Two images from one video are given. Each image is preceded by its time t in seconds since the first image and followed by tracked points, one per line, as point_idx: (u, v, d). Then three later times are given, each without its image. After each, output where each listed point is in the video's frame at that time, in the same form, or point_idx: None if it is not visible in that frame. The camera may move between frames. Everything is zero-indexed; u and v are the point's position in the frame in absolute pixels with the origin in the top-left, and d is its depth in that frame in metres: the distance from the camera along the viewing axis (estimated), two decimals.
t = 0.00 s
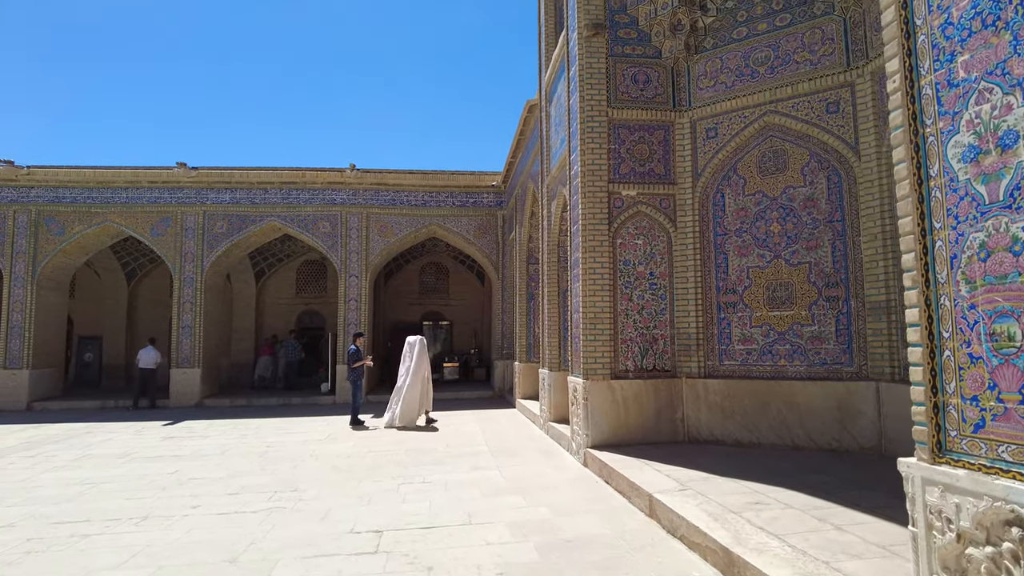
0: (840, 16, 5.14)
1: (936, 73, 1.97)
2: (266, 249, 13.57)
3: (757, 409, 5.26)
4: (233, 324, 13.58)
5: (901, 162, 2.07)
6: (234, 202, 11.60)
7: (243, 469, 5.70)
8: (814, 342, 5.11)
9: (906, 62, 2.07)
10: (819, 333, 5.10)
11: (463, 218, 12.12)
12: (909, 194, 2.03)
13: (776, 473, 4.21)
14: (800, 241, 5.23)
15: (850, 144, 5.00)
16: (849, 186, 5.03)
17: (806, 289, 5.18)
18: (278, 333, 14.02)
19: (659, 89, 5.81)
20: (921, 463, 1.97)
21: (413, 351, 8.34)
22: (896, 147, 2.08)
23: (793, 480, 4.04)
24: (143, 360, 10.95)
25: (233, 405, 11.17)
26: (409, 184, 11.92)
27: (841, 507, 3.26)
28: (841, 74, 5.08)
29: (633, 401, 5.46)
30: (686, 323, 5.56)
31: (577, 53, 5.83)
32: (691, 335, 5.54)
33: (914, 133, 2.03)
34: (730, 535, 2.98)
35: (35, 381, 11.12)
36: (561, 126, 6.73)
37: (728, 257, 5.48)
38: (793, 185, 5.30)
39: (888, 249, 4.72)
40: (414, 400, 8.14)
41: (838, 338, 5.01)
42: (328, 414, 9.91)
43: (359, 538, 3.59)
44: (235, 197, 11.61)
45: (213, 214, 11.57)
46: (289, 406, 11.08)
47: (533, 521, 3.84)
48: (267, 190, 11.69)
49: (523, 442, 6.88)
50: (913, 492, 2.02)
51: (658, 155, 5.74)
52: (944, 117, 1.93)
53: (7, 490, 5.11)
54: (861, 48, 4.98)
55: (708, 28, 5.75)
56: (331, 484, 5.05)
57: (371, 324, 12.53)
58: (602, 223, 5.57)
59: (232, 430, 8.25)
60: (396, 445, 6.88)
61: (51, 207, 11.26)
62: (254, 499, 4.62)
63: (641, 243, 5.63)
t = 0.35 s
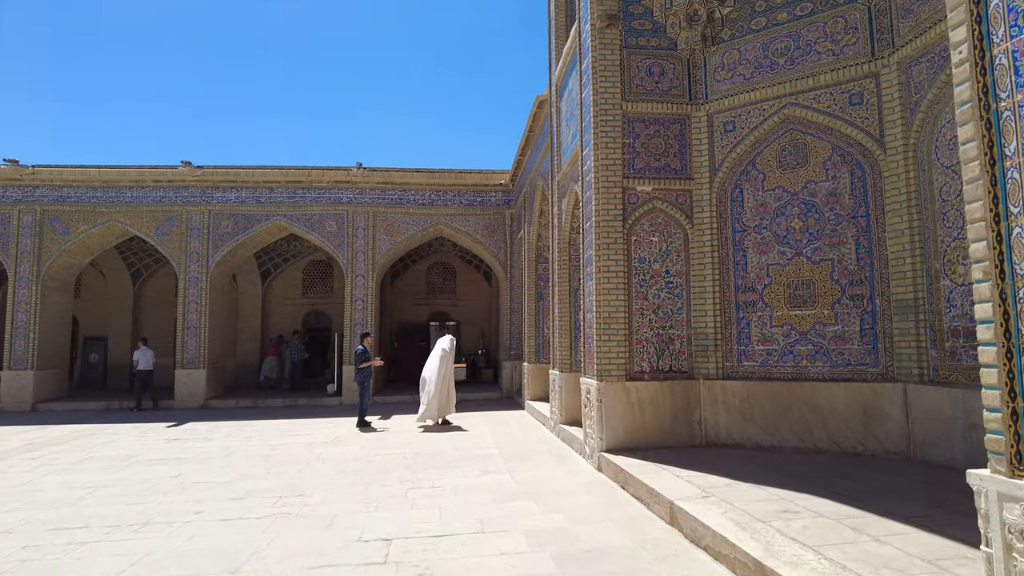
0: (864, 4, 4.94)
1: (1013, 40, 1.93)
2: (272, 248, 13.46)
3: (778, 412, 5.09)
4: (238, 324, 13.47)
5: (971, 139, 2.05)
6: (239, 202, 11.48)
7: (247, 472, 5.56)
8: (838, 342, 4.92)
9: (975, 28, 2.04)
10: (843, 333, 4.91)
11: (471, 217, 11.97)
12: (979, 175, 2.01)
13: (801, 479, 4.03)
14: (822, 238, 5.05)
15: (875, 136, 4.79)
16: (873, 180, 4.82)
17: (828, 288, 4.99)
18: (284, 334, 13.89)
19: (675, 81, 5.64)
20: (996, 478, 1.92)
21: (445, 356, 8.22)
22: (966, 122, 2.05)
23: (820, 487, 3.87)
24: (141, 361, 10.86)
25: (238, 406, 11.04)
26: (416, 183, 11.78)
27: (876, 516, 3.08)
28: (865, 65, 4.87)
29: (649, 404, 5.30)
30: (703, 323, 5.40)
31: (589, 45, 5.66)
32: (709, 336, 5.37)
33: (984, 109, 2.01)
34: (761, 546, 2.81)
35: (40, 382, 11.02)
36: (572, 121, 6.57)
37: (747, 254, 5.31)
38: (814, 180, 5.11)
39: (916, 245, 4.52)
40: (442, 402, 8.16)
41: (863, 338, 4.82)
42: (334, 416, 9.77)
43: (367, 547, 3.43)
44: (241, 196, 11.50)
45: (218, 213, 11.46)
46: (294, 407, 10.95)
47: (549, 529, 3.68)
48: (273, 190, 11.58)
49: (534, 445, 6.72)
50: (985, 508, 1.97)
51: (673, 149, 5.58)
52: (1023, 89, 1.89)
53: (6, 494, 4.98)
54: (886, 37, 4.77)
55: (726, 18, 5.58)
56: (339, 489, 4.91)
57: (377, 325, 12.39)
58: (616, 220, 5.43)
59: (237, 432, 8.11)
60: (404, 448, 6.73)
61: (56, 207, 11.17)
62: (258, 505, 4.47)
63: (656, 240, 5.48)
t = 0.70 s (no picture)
0: None
1: None
2: (274, 248, 13.34)
3: (798, 416, 4.93)
4: (242, 325, 13.34)
5: None
6: (242, 200, 11.36)
7: (250, 476, 5.41)
8: (860, 343, 4.76)
9: None
10: (866, 333, 4.75)
11: (477, 216, 11.83)
12: None
13: (827, 485, 3.87)
14: (843, 235, 4.88)
15: (899, 130, 4.62)
16: (897, 174, 4.65)
17: (850, 287, 4.83)
18: (288, 335, 13.75)
19: (690, 74, 5.51)
20: None
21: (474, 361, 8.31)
22: None
23: (849, 494, 3.70)
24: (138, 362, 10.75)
25: (241, 408, 10.90)
26: (421, 182, 11.63)
27: (914, 527, 2.92)
28: (889, 55, 4.70)
29: (665, 407, 5.17)
30: (720, 323, 5.25)
31: (602, 37, 5.54)
32: (726, 336, 5.23)
33: None
34: (795, 558, 2.65)
35: (40, 384, 10.89)
36: (583, 116, 6.45)
37: (765, 252, 5.17)
38: (835, 175, 4.95)
39: (944, 242, 4.33)
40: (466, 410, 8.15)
41: (887, 338, 4.65)
42: (338, 418, 9.62)
43: (375, 557, 3.28)
44: (244, 195, 11.37)
45: (221, 212, 11.33)
46: (298, 409, 10.80)
47: (565, 538, 3.52)
48: (276, 188, 11.45)
49: (544, 448, 6.56)
50: None
51: (688, 144, 5.45)
52: None
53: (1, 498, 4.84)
54: (911, 26, 4.59)
55: (742, 9, 5.46)
56: (345, 494, 4.76)
57: (382, 326, 12.26)
58: (630, 217, 5.30)
59: (240, 434, 7.96)
60: (411, 451, 6.58)
61: (57, 206, 11.05)
62: (261, 510, 4.32)
63: (671, 238, 5.35)
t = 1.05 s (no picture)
0: None
1: None
2: (275, 248, 13.21)
3: (814, 420, 4.81)
4: (242, 325, 13.21)
5: None
6: (243, 200, 11.22)
7: (251, 481, 5.27)
8: (879, 345, 4.62)
9: None
10: (885, 334, 4.60)
11: (480, 216, 11.69)
12: None
13: (850, 491, 3.73)
14: (862, 233, 4.74)
15: (921, 125, 4.48)
16: (918, 170, 4.50)
17: (869, 286, 4.69)
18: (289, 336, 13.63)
19: (702, 69, 5.38)
20: None
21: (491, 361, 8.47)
22: None
23: (873, 500, 3.57)
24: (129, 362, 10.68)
25: (241, 409, 10.77)
26: (424, 181, 11.50)
27: (949, 538, 2.78)
28: (910, 48, 4.56)
29: (677, 411, 5.07)
30: (734, 323, 5.14)
31: (611, 31, 5.42)
32: (740, 337, 5.12)
33: None
34: (826, 571, 2.51)
35: (38, 385, 10.75)
36: (592, 112, 6.34)
37: (781, 251, 5.05)
38: (853, 172, 4.80)
39: (969, 240, 4.19)
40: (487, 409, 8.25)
41: (907, 339, 4.51)
42: (340, 420, 9.49)
43: (381, 568, 3.13)
44: (245, 194, 11.24)
45: (222, 211, 11.19)
46: (299, 411, 10.67)
47: (579, 547, 3.38)
48: (277, 187, 11.31)
49: (550, 452, 6.43)
50: None
51: (701, 141, 5.33)
52: None
53: None
54: (934, 18, 4.45)
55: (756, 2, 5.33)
56: (348, 500, 4.62)
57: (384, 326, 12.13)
58: (641, 215, 5.18)
59: (241, 437, 7.83)
60: (415, 454, 6.44)
61: (56, 205, 10.92)
62: (262, 517, 4.18)
63: (683, 236, 5.24)
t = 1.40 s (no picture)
0: None
1: None
2: (272, 248, 13.06)
3: (827, 421, 4.70)
4: (239, 326, 13.05)
5: None
6: (239, 198, 11.07)
7: (248, 484, 5.12)
8: (894, 343, 4.50)
9: None
10: (900, 333, 4.48)
11: (480, 215, 11.56)
12: None
13: (869, 496, 3.61)
14: (875, 229, 4.62)
15: (938, 117, 4.35)
16: (934, 165, 4.38)
17: (883, 284, 4.57)
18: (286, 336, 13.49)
19: (711, 61, 5.28)
20: None
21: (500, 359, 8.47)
22: None
23: (895, 504, 3.44)
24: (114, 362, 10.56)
25: (238, 411, 10.61)
26: (423, 179, 11.36)
27: (981, 546, 2.65)
28: (926, 38, 4.43)
29: (685, 411, 4.97)
30: (744, 322, 5.05)
31: (617, 23, 5.32)
32: (750, 336, 5.03)
33: None
34: None
35: (31, 386, 10.57)
36: (596, 106, 6.24)
37: (792, 248, 4.94)
38: (866, 166, 4.69)
39: (987, 236, 4.07)
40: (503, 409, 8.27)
41: (923, 338, 4.39)
42: (338, 421, 9.34)
43: None
44: (242, 193, 11.09)
45: (218, 210, 11.04)
46: (296, 412, 10.52)
47: (589, 554, 3.24)
48: (274, 186, 11.17)
49: (553, 454, 6.30)
50: None
51: (709, 135, 5.23)
52: None
53: None
54: (951, 7, 4.33)
55: None
56: (348, 504, 4.47)
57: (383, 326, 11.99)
58: (648, 211, 5.08)
59: (237, 438, 7.68)
60: (415, 457, 6.31)
61: (49, 203, 10.75)
62: (258, 522, 4.03)
63: (691, 233, 5.15)
